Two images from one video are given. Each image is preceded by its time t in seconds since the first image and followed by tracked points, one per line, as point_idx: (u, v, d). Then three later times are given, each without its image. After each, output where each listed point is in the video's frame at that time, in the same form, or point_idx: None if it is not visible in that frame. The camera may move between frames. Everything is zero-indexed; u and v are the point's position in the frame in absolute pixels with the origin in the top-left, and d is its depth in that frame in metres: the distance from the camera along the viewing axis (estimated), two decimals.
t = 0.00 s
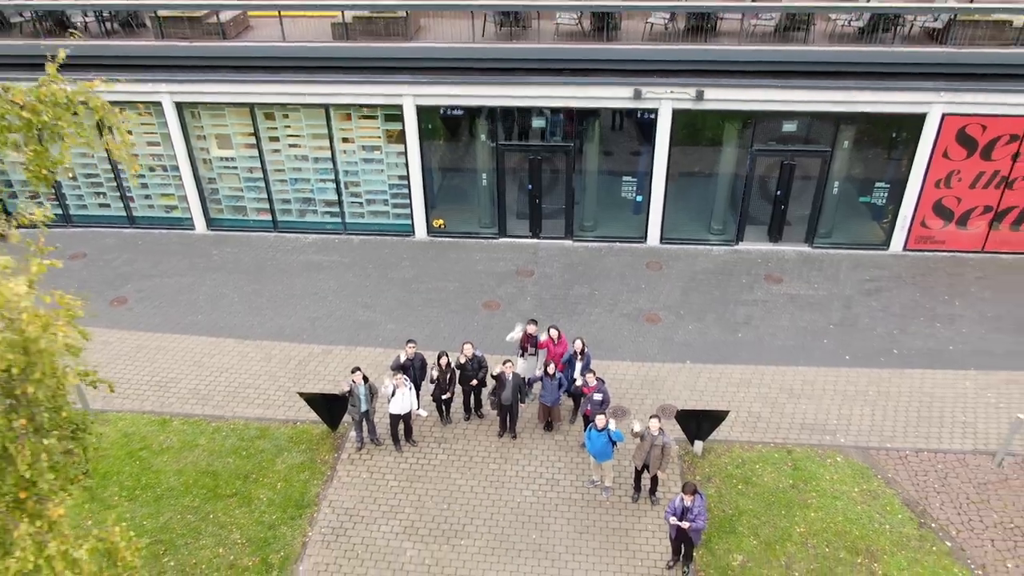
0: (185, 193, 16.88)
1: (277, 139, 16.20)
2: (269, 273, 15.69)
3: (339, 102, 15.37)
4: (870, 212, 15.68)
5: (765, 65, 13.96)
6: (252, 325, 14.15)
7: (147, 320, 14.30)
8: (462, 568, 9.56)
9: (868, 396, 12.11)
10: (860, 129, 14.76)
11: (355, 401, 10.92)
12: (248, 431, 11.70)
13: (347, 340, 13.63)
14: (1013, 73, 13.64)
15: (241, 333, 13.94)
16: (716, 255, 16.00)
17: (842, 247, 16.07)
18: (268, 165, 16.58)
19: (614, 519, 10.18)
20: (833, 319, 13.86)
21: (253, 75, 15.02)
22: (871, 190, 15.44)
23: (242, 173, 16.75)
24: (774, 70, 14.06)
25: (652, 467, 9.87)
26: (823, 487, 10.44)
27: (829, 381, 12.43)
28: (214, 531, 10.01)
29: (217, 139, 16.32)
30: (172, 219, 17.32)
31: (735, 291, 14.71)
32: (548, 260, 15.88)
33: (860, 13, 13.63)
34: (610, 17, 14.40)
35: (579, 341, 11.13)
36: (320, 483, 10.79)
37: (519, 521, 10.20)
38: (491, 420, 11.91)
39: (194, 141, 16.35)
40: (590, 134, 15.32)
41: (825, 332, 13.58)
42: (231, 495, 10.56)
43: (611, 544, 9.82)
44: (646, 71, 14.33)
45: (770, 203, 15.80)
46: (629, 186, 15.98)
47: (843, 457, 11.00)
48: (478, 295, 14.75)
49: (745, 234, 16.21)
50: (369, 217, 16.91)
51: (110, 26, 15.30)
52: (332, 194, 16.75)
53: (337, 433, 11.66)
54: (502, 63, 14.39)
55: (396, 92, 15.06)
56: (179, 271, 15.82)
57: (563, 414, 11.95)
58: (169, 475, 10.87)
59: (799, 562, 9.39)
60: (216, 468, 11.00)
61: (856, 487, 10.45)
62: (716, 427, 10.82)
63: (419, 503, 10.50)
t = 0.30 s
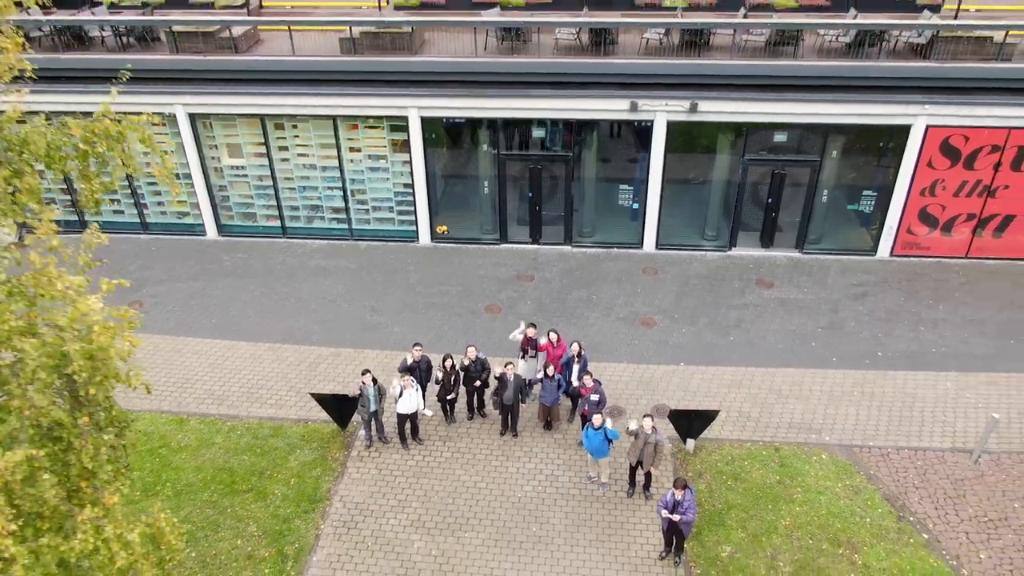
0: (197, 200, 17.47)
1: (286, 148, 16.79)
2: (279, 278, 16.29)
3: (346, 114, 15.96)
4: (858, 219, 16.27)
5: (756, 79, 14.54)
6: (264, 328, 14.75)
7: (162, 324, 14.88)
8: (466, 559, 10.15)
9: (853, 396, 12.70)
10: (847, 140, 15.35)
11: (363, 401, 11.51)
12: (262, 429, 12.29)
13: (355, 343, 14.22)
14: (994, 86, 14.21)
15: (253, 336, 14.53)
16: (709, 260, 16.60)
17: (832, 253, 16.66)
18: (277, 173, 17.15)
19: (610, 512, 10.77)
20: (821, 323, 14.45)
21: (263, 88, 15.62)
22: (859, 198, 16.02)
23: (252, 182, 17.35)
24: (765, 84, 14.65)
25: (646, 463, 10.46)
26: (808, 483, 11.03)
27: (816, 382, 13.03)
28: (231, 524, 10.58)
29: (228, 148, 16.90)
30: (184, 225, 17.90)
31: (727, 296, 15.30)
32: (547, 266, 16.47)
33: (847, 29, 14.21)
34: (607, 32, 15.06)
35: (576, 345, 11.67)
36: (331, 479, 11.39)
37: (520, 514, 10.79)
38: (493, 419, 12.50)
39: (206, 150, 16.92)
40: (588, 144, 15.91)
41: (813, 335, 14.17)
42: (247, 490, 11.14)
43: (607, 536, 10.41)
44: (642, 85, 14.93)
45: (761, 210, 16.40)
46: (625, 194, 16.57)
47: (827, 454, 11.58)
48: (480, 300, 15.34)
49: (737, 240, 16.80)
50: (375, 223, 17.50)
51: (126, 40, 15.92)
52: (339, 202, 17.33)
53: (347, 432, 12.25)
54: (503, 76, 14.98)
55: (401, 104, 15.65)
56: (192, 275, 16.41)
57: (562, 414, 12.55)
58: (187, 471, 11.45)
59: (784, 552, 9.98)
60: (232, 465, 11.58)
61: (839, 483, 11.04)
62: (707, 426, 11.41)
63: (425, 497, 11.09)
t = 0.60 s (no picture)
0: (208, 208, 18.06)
1: (295, 158, 17.39)
2: (288, 284, 16.89)
3: (353, 125, 16.56)
4: (846, 227, 16.88)
5: (747, 92, 15.13)
6: (274, 332, 15.35)
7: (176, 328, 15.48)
8: (470, 551, 10.76)
9: (839, 397, 13.31)
10: (835, 151, 15.96)
11: (372, 403, 12.10)
12: (274, 429, 12.89)
13: (362, 346, 14.83)
14: (975, 100, 14.82)
15: (264, 339, 15.13)
16: (703, 266, 17.20)
17: (821, 259, 17.26)
18: (285, 182, 17.75)
19: (606, 508, 11.38)
20: (810, 327, 15.06)
21: (273, 101, 16.22)
22: (847, 206, 16.63)
23: (261, 190, 17.95)
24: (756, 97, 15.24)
25: (640, 461, 11.05)
26: (793, 480, 11.63)
27: (804, 384, 13.64)
28: (248, 519, 11.18)
29: (239, 158, 17.50)
30: (195, 232, 18.49)
31: (720, 300, 15.91)
32: (547, 271, 17.08)
33: (835, 45, 14.80)
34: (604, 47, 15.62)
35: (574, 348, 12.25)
36: (342, 476, 11.99)
37: (521, 509, 11.40)
38: (495, 420, 13.11)
39: (217, 160, 17.52)
40: (586, 155, 16.52)
41: (802, 338, 14.77)
42: (262, 487, 11.74)
43: (603, 530, 11.02)
44: (637, 98, 15.53)
45: (753, 218, 17.01)
46: (622, 202, 17.17)
47: (813, 453, 12.19)
48: (482, 304, 15.95)
49: (730, 246, 17.41)
50: (381, 230, 18.11)
51: (142, 54, 16.48)
52: (346, 209, 17.92)
53: (355, 432, 12.85)
54: (503, 90, 15.58)
55: (406, 116, 16.26)
56: (205, 281, 17.01)
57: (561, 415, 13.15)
58: (204, 469, 12.04)
59: (770, 545, 10.58)
60: (247, 463, 12.17)
61: (823, 480, 11.64)
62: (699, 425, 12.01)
63: (430, 493, 11.69)
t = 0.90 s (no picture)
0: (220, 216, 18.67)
1: (303, 169, 17.96)
2: (297, 290, 17.48)
3: (360, 137, 17.14)
4: (836, 235, 17.47)
5: (739, 106, 15.71)
6: (284, 337, 15.93)
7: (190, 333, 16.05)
8: (474, 547, 11.34)
9: (827, 400, 13.90)
10: (825, 162, 16.54)
11: (380, 406, 12.66)
12: (286, 431, 13.46)
13: (369, 351, 15.41)
14: (959, 114, 15.41)
15: (275, 344, 15.72)
16: (698, 273, 17.79)
17: (812, 266, 17.85)
18: (294, 191, 18.33)
19: (604, 506, 11.96)
20: (800, 332, 15.64)
21: (283, 114, 16.80)
22: (837, 215, 17.22)
23: (271, 199, 18.53)
24: (749, 111, 15.82)
25: (636, 461, 11.62)
26: (782, 479, 12.21)
27: (793, 387, 14.23)
28: (263, 516, 11.75)
29: (249, 168, 18.08)
30: (206, 239, 19.07)
31: (714, 306, 16.49)
32: (547, 278, 17.67)
33: (824, 61, 15.37)
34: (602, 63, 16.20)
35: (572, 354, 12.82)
36: (351, 476, 12.57)
37: (522, 507, 11.99)
38: (497, 422, 13.69)
39: (228, 169, 18.09)
40: (585, 165, 17.10)
41: (792, 343, 15.36)
42: (275, 486, 12.30)
43: (601, 527, 11.61)
44: (635, 112, 16.10)
45: (746, 227, 17.60)
46: (619, 211, 17.74)
47: (801, 453, 12.77)
48: (485, 310, 16.53)
49: (724, 254, 18.00)
50: (386, 238, 18.70)
51: (155, 68, 17.00)
52: (352, 218, 18.50)
53: (364, 433, 13.43)
54: (505, 104, 16.15)
55: (411, 129, 16.84)
56: (217, 287, 17.58)
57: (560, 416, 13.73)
58: (220, 469, 12.60)
59: (758, 541, 11.16)
60: (260, 463, 12.74)
61: (810, 479, 12.22)
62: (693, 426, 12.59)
63: (436, 492, 12.27)
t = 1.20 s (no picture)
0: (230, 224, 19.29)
1: (311, 180, 18.52)
2: (305, 297, 18.05)
3: (366, 150, 17.70)
4: (827, 244, 18.03)
5: (733, 121, 16.25)
6: (293, 343, 16.50)
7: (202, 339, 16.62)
8: (478, 546, 11.90)
9: (817, 405, 14.46)
10: (816, 174, 17.10)
11: (387, 411, 13.22)
12: (297, 434, 14.02)
13: (375, 357, 15.97)
14: (945, 129, 15.95)
15: (284, 350, 16.28)
16: (694, 281, 18.36)
17: (804, 274, 18.42)
18: (302, 201, 18.87)
19: (602, 506, 12.53)
20: (792, 339, 16.21)
21: (292, 128, 17.36)
22: (828, 225, 17.77)
23: (279, 209, 19.09)
24: (742, 125, 16.37)
25: (632, 464, 12.17)
26: (772, 481, 12.77)
27: (784, 392, 14.79)
28: (276, 516, 12.31)
29: (258, 179, 18.63)
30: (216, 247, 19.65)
31: (709, 314, 17.05)
32: (547, 285, 18.23)
33: (815, 78, 15.91)
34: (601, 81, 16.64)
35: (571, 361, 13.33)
36: (360, 478, 13.13)
37: (523, 507, 12.55)
38: (499, 426, 14.25)
39: (238, 180, 18.63)
40: (583, 178, 17.67)
41: (784, 349, 15.92)
42: (287, 487, 12.86)
43: (599, 526, 12.18)
44: (632, 126, 16.67)
45: (740, 236, 18.16)
46: (617, 221, 18.30)
47: (791, 456, 13.32)
48: (487, 317, 17.09)
49: (719, 262, 18.56)
50: (391, 246, 19.26)
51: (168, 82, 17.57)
52: (358, 227, 19.06)
53: (371, 437, 14.00)
54: (506, 118, 16.69)
55: (416, 142, 17.39)
56: (228, 294, 18.14)
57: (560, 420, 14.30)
58: (234, 472, 13.16)
59: (749, 540, 11.72)
60: (272, 466, 13.29)
61: (799, 481, 12.78)
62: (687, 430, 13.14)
63: (441, 494, 12.82)
